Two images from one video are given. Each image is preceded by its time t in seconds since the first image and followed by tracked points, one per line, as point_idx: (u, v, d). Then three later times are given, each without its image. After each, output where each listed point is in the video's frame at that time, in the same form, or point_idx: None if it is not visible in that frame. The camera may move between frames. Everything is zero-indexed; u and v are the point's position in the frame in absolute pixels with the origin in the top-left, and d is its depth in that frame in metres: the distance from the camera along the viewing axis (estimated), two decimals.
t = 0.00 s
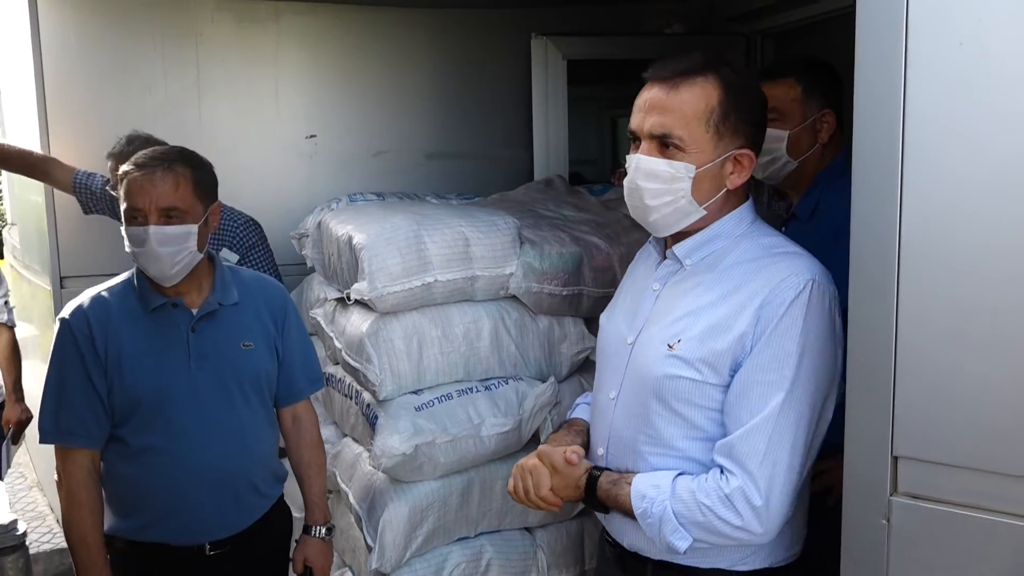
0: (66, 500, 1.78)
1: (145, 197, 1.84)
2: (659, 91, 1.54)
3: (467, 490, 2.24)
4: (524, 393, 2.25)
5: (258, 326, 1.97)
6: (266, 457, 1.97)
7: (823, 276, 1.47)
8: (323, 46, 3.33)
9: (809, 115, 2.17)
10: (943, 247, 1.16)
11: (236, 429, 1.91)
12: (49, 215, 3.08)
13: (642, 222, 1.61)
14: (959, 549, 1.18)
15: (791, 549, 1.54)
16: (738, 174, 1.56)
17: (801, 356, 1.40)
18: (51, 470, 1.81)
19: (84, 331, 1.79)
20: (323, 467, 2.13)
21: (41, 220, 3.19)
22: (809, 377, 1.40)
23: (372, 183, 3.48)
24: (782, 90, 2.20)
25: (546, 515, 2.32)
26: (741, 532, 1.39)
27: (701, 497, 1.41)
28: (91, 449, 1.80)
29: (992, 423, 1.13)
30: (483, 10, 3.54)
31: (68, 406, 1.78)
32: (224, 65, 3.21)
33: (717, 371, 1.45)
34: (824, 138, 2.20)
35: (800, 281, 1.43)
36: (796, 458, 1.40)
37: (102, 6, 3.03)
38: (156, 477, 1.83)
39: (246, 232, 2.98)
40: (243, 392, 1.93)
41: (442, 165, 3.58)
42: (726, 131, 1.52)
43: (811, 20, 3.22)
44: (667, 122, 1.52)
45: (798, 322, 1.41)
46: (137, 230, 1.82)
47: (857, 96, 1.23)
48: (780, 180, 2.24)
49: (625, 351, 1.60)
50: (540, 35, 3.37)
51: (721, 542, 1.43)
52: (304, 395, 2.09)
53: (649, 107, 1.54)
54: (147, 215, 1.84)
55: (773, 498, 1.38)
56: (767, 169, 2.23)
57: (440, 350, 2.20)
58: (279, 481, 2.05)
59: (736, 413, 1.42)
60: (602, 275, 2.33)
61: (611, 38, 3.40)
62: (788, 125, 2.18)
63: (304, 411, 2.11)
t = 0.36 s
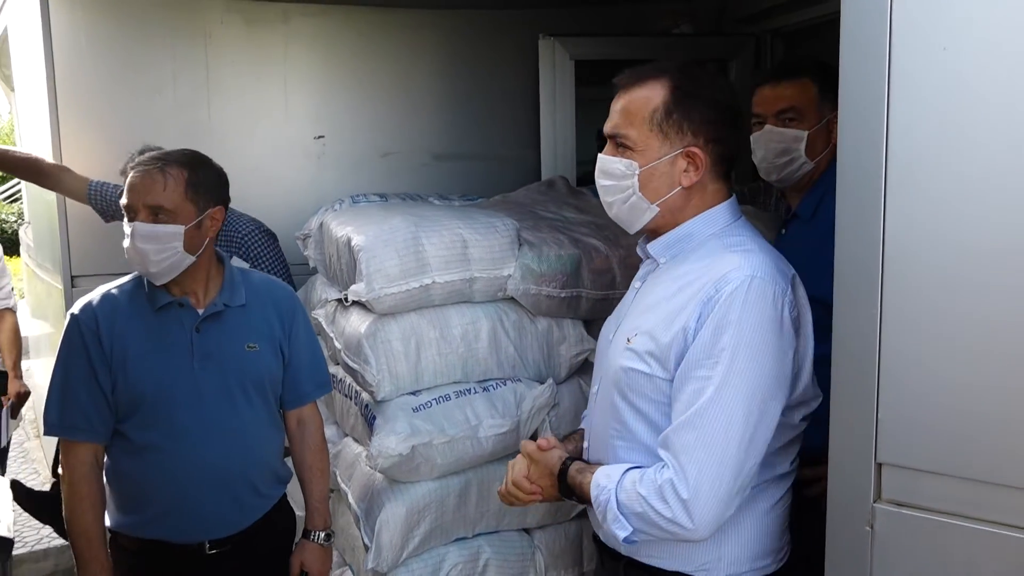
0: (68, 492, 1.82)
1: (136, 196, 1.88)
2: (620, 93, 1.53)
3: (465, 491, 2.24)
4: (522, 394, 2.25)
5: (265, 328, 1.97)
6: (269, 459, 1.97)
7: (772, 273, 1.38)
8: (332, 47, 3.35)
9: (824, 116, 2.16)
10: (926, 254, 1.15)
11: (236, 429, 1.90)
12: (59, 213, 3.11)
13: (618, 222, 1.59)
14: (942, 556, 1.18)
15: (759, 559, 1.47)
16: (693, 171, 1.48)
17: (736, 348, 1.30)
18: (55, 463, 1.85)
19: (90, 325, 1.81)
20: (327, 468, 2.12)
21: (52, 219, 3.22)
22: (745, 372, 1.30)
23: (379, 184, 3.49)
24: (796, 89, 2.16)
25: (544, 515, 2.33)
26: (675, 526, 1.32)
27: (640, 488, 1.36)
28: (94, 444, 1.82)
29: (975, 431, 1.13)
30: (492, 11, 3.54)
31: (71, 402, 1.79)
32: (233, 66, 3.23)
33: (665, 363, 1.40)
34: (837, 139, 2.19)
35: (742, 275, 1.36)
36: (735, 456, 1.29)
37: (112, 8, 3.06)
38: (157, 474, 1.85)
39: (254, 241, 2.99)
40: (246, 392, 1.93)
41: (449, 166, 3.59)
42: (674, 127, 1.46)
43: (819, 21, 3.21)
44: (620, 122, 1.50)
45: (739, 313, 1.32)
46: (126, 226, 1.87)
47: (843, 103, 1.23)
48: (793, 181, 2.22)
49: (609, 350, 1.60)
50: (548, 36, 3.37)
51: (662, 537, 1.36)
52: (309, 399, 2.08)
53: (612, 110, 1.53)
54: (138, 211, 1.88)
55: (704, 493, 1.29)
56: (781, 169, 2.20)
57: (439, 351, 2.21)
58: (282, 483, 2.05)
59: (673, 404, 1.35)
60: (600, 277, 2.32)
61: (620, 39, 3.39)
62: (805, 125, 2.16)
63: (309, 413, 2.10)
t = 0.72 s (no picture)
0: (75, 483, 1.85)
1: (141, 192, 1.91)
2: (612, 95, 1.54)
3: (471, 490, 2.25)
4: (529, 395, 2.25)
5: (277, 325, 1.97)
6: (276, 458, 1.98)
7: (749, 274, 1.36)
8: (349, 49, 3.37)
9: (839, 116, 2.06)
10: (922, 260, 1.14)
11: (241, 426, 1.91)
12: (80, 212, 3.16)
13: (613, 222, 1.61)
14: (937, 562, 1.17)
15: (743, 562, 1.46)
16: (673, 171, 1.47)
17: (708, 349, 1.29)
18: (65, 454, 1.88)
19: (100, 321, 1.84)
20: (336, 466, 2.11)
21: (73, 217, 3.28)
22: (718, 373, 1.28)
23: (393, 184, 3.51)
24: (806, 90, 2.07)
25: (550, 516, 2.33)
26: (646, 523, 1.31)
27: (614, 485, 1.36)
28: (103, 438, 1.85)
29: (970, 437, 1.12)
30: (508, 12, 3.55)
31: (79, 396, 1.82)
32: (252, 67, 3.26)
33: (644, 362, 1.40)
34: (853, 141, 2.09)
35: (717, 275, 1.34)
36: (705, 455, 1.28)
37: (133, 11, 3.10)
38: (165, 469, 1.87)
39: (273, 246, 3.00)
40: (252, 389, 1.93)
41: (464, 166, 3.60)
42: (653, 127, 1.46)
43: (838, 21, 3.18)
44: (608, 123, 1.52)
45: (714, 312, 1.31)
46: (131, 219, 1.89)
47: (840, 105, 1.22)
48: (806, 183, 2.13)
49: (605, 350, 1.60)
50: (564, 37, 3.36)
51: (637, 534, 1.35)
52: (318, 399, 2.07)
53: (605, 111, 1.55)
54: (146, 206, 1.91)
55: (673, 491, 1.28)
56: (793, 171, 2.12)
57: (446, 351, 2.22)
58: (288, 480, 2.05)
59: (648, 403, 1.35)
60: (608, 278, 2.33)
61: (636, 40, 3.38)
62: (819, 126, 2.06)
63: (319, 414, 2.09)
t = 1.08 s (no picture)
0: (80, 477, 1.86)
1: (173, 180, 1.90)
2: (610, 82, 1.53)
3: (477, 482, 2.23)
4: (535, 386, 2.22)
5: (277, 312, 1.97)
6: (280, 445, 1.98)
7: (740, 263, 1.32)
8: (364, 38, 3.35)
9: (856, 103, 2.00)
10: (923, 251, 1.11)
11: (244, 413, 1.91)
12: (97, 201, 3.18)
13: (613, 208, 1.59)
14: (937, 561, 1.13)
15: (738, 555, 1.43)
16: (655, 157, 1.43)
17: (695, 338, 1.26)
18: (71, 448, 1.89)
19: (99, 312, 1.84)
20: (341, 454, 2.11)
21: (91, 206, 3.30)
22: (705, 363, 1.25)
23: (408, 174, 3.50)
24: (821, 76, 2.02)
25: (557, 509, 2.31)
26: (632, 513, 1.29)
27: (603, 475, 1.34)
28: (106, 429, 1.85)
29: (972, 433, 1.08)
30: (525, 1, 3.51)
31: (81, 388, 1.82)
32: (268, 57, 3.26)
33: (635, 351, 1.38)
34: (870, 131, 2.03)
35: (705, 263, 1.31)
36: (691, 444, 1.25)
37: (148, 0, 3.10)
38: (169, 458, 1.87)
39: (285, 234, 3.01)
40: (253, 376, 1.93)
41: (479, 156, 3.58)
42: (636, 112, 1.43)
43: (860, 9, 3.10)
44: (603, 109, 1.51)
45: (702, 300, 1.28)
46: (196, 206, 1.87)
47: (843, 90, 1.18)
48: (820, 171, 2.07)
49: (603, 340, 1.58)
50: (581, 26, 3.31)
51: (625, 524, 1.33)
52: (323, 384, 2.07)
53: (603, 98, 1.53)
54: (205, 191, 1.91)
55: (658, 480, 1.26)
56: (805, 160, 2.06)
57: (452, 341, 2.20)
58: (294, 466, 2.05)
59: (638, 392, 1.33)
60: (617, 269, 2.30)
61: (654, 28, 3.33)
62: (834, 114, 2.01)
63: (324, 400, 2.09)
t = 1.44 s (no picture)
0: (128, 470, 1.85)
1: (227, 173, 1.90)
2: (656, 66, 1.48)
3: (522, 477, 2.20)
4: (581, 380, 2.17)
5: (319, 305, 1.97)
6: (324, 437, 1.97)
7: (786, 255, 1.26)
8: (412, 30, 3.33)
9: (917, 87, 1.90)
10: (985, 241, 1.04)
11: (288, 406, 1.91)
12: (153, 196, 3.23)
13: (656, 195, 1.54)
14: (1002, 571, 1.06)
15: (790, 560, 1.37)
16: (698, 141, 1.38)
17: (740, 336, 1.20)
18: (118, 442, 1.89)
19: (146, 307, 1.84)
20: (383, 446, 2.09)
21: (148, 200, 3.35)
22: (750, 361, 1.20)
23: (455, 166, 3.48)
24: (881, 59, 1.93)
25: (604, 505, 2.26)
26: (677, 517, 1.25)
27: (646, 477, 1.29)
28: (153, 422, 1.85)
29: None
30: None
31: (127, 382, 1.82)
32: (318, 52, 3.26)
33: (678, 349, 1.33)
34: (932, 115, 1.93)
35: (749, 256, 1.25)
36: (737, 446, 1.20)
37: None
38: (215, 451, 1.87)
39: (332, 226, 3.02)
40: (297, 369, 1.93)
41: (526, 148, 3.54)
42: (681, 94, 1.37)
43: None
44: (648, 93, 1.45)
45: (746, 295, 1.22)
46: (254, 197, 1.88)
47: (900, 73, 1.12)
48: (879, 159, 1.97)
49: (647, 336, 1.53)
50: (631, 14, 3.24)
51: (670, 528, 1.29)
52: (366, 376, 2.07)
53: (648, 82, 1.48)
54: (260, 182, 1.93)
55: (702, 484, 1.21)
56: (863, 147, 1.96)
57: (496, 334, 2.17)
58: (338, 459, 2.05)
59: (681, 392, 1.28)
60: (665, 261, 2.24)
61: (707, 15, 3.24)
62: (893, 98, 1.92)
63: (364, 392, 2.09)
